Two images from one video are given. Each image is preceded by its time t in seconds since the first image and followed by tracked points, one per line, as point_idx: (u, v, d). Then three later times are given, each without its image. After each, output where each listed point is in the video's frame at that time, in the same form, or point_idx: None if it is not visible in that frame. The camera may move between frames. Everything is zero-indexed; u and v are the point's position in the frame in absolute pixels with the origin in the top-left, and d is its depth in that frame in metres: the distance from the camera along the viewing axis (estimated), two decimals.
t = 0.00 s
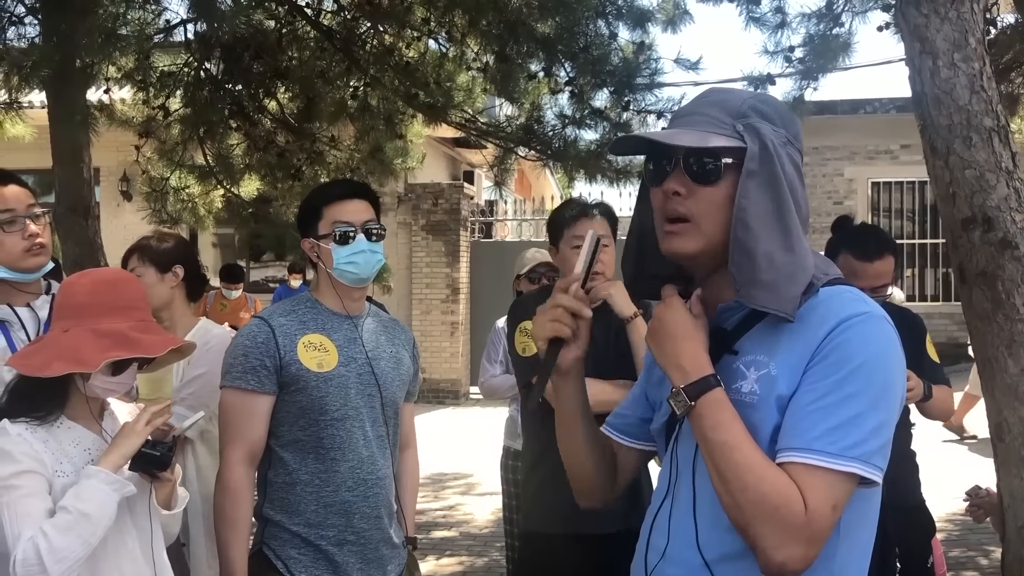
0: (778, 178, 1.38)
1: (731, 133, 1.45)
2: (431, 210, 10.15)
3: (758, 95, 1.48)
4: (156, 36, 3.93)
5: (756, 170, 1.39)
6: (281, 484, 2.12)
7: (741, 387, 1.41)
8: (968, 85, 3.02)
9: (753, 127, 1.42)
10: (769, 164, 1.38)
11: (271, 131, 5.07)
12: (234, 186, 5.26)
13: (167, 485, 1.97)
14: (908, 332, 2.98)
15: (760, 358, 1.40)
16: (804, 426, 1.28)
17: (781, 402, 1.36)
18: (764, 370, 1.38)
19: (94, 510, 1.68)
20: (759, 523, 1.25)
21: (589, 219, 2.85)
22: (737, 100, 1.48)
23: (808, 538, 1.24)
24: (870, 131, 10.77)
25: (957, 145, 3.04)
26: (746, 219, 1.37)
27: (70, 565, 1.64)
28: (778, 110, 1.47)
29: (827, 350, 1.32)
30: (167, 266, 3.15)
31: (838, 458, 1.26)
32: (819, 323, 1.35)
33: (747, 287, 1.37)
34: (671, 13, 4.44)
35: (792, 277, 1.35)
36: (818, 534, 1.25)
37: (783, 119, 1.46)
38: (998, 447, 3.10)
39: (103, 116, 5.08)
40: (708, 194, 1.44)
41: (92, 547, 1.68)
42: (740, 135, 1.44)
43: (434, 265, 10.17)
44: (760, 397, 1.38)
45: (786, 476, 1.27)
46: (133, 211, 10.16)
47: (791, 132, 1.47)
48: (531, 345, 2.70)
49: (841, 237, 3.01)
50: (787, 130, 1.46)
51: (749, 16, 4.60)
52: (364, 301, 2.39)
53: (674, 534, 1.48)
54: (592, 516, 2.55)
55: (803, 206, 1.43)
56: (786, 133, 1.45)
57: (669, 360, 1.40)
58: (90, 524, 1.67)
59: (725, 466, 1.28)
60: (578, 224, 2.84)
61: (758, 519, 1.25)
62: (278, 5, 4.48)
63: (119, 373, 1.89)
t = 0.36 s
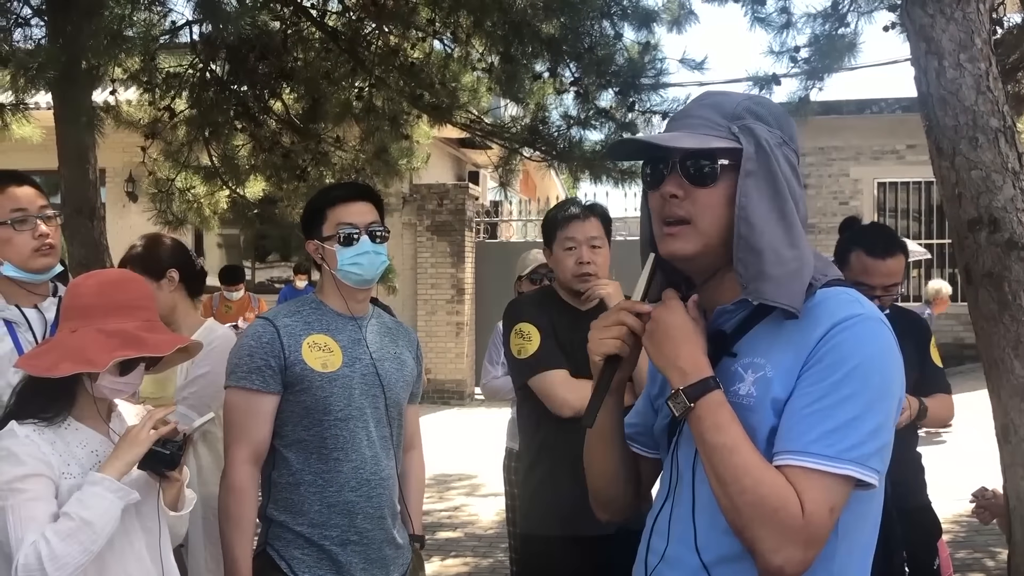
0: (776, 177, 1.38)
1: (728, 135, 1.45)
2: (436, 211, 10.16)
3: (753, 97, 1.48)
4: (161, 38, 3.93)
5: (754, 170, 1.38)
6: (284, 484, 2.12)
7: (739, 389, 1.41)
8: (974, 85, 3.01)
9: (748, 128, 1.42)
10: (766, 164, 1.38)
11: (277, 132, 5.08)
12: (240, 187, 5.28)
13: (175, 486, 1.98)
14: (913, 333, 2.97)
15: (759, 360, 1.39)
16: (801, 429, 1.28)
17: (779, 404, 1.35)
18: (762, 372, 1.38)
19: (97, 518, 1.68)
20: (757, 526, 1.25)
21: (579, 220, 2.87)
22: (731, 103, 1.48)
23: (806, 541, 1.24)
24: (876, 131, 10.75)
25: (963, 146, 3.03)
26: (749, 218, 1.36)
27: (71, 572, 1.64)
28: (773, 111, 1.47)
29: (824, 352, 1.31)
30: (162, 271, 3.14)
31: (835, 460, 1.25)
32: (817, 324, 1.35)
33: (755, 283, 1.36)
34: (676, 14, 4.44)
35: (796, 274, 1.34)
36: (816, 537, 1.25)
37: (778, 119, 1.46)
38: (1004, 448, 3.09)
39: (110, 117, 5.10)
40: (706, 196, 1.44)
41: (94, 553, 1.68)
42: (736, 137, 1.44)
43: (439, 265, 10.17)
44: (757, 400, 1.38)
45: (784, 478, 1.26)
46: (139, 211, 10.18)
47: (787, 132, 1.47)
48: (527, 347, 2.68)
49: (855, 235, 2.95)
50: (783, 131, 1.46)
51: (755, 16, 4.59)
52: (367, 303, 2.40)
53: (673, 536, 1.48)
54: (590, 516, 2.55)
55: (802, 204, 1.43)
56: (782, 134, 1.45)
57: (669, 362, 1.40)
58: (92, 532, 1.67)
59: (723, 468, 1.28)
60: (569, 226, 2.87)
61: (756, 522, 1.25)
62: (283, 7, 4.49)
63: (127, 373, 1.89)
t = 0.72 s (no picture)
0: (773, 182, 1.38)
1: (724, 139, 1.46)
2: (441, 212, 10.17)
3: (749, 101, 1.49)
4: (167, 39, 3.95)
5: (750, 175, 1.38)
6: (287, 485, 2.14)
7: (739, 393, 1.41)
8: (977, 86, 3.01)
9: (744, 132, 1.42)
10: (763, 168, 1.38)
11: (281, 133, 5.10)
12: (244, 188, 5.30)
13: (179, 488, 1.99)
14: (915, 334, 2.97)
15: (759, 364, 1.40)
16: (803, 434, 1.29)
17: (779, 409, 1.36)
18: (762, 376, 1.38)
19: (104, 512, 1.69)
20: (762, 530, 1.26)
21: (576, 223, 2.86)
22: (728, 107, 1.49)
23: (810, 546, 1.25)
24: (881, 132, 10.73)
25: (966, 147, 3.02)
26: (745, 223, 1.36)
27: (81, 567, 1.65)
28: (769, 115, 1.48)
29: (825, 358, 1.32)
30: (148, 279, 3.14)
31: (836, 465, 1.26)
32: (818, 328, 1.35)
33: (751, 289, 1.36)
34: (680, 14, 4.44)
35: (793, 279, 1.35)
36: (821, 542, 1.26)
37: (775, 123, 1.47)
38: (1008, 450, 3.09)
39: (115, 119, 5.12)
40: (703, 202, 1.45)
41: (103, 549, 1.69)
42: (732, 141, 1.44)
43: (443, 266, 10.18)
44: (758, 404, 1.38)
45: (789, 483, 1.27)
46: (143, 213, 10.20)
47: (783, 136, 1.47)
48: (523, 349, 2.70)
49: (864, 237, 2.92)
50: (779, 134, 1.46)
51: (758, 17, 4.59)
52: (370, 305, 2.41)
53: (673, 538, 1.49)
54: (587, 518, 2.56)
55: (799, 208, 1.43)
56: (779, 137, 1.46)
57: (678, 364, 1.39)
58: (100, 526, 1.68)
59: (731, 472, 1.28)
60: (560, 229, 2.87)
61: (762, 526, 1.26)
62: (288, 8, 4.49)
63: (128, 374, 1.91)
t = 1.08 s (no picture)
0: (763, 181, 1.38)
1: (713, 138, 1.46)
2: (445, 212, 10.18)
3: (740, 99, 1.48)
4: (171, 40, 3.95)
5: (740, 174, 1.39)
6: (285, 484, 2.15)
7: (730, 393, 1.42)
8: (981, 86, 3.00)
9: (734, 131, 1.42)
10: (752, 167, 1.38)
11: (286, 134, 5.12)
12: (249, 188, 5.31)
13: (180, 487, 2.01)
14: (920, 333, 2.96)
15: (750, 364, 1.40)
16: (792, 433, 1.29)
17: (770, 409, 1.36)
18: (753, 376, 1.39)
19: (113, 504, 1.70)
20: (750, 529, 1.26)
21: (578, 222, 2.87)
22: (717, 106, 1.49)
23: (798, 545, 1.25)
24: (885, 131, 10.71)
25: (970, 146, 3.02)
26: (734, 221, 1.37)
27: (91, 559, 1.66)
28: (760, 114, 1.47)
29: (815, 357, 1.32)
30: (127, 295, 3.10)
31: (824, 465, 1.26)
32: (808, 329, 1.35)
33: (740, 288, 1.36)
34: (684, 14, 4.43)
35: (781, 278, 1.35)
36: (808, 541, 1.25)
37: (766, 122, 1.47)
38: (1012, 450, 3.08)
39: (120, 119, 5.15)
40: (693, 201, 1.45)
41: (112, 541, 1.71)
42: (722, 140, 1.44)
43: (448, 266, 10.19)
44: (748, 403, 1.38)
45: (776, 482, 1.27)
46: (148, 213, 10.22)
47: (774, 133, 1.47)
48: (521, 347, 2.72)
49: (866, 237, 2.89)
50: (770, 132, 1.46)
51: (763, 17, 4.59)
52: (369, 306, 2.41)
53: (666, 539, 1.49)
54: (586, 518, 2.56)
55: (790, 206, 1.42)
56: (769, 136, 1.46)
57: (666, 366, 1.39)
58: (110, 517, 1.70)
59: (716, 470, 1.29)
60: (559, 228, 2.87)
61: (748, 525, 1.26)
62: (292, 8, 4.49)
63: (131, 374, 1.91)
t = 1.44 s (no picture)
0: (754, 181, 1.37)
1: (705, 139, 1.46)
2: (450, 212, 10.18)
3: (731, 99, 1.48)
4: (177, 40, 3.95)
5: (731, 175, 1.38)
6: (285, 484, 2.15)
7: (725, 394, 1.42)
8: (988, 85, 2.99)
9: (726, 131, 1.42)
10: (744, 167, 1.38)
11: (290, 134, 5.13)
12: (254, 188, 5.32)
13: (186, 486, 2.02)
14: (924, 333, 2.95)
15: (745, 364, 1.40)
16: (785, 433, 1.29)
17: (764, 409, 1.36)
18: (747, 377, 1.39)
19: (111, 511, 1.70)
20: (743, 530, 1.26)
21: (591, 224, 2.88)
22: (709, 106, 1.48)
23: (792, 546, 1.24)
24: (890, 131, 10.69)
25: (976, 146, 3.01)
26: (725, 223, 1.36)
27: (90, 566, 1.66)
28: (752, 113, 1.47)
29: (809, 357, 1.31)
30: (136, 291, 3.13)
31: (817, 465, 1.25)
32: (802, 328, 1.35)
33: (730, 290, 1.36)
34: (689, 14, 4.43)
35: (773, 279, 1.34)
36: (802, 542, 1.25)
37: (758, 121, 1.46)
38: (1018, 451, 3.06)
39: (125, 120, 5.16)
40: (686, 202, 1.44)
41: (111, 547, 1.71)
42: (714, 140, 1.44)
43: (452, 266, 10.19)
44: (743, 404, 1.38)
45: (769, 482, 1.27)
46: (153, 213, 10.23)
47: (766, 132, 1.46)
48: (532, 346, 2.71)
49: (866, 236, 2.86)
50: (762, 132, 1.45)
51: (767, 16, 4.58)
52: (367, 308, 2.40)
53: (662, 539, 1.48)
54: (592, 518, 2.56)
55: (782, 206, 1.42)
56: (761, 135, 1.45)
57: (659, 366, 1.39)
58: (108, 524, 1.69)
59: (708, 470, 1.29)
60: (574, 229, 2.88)
61: (742, 526, 1.25)
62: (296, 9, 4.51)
63: (137, 370, 1.92)
